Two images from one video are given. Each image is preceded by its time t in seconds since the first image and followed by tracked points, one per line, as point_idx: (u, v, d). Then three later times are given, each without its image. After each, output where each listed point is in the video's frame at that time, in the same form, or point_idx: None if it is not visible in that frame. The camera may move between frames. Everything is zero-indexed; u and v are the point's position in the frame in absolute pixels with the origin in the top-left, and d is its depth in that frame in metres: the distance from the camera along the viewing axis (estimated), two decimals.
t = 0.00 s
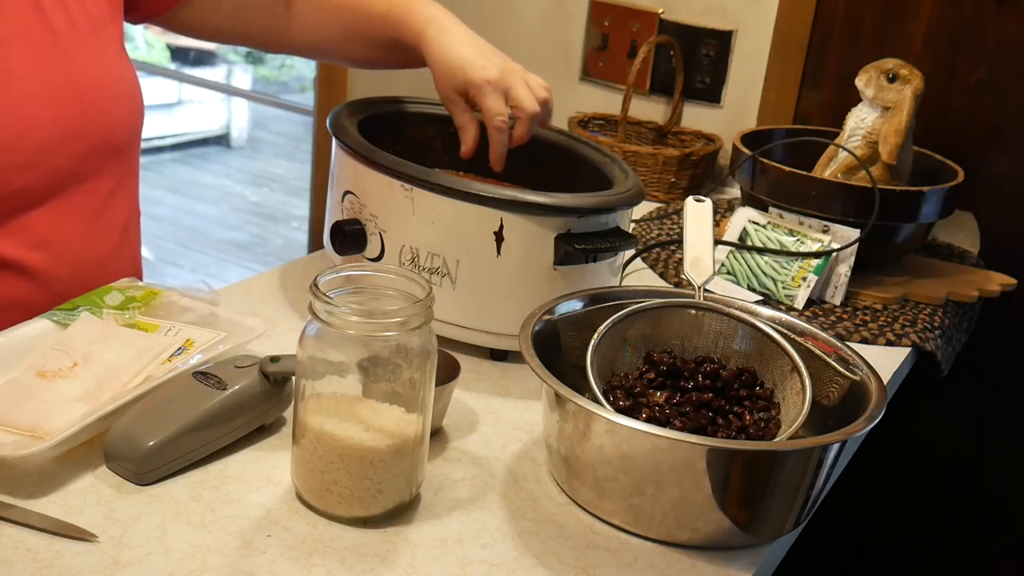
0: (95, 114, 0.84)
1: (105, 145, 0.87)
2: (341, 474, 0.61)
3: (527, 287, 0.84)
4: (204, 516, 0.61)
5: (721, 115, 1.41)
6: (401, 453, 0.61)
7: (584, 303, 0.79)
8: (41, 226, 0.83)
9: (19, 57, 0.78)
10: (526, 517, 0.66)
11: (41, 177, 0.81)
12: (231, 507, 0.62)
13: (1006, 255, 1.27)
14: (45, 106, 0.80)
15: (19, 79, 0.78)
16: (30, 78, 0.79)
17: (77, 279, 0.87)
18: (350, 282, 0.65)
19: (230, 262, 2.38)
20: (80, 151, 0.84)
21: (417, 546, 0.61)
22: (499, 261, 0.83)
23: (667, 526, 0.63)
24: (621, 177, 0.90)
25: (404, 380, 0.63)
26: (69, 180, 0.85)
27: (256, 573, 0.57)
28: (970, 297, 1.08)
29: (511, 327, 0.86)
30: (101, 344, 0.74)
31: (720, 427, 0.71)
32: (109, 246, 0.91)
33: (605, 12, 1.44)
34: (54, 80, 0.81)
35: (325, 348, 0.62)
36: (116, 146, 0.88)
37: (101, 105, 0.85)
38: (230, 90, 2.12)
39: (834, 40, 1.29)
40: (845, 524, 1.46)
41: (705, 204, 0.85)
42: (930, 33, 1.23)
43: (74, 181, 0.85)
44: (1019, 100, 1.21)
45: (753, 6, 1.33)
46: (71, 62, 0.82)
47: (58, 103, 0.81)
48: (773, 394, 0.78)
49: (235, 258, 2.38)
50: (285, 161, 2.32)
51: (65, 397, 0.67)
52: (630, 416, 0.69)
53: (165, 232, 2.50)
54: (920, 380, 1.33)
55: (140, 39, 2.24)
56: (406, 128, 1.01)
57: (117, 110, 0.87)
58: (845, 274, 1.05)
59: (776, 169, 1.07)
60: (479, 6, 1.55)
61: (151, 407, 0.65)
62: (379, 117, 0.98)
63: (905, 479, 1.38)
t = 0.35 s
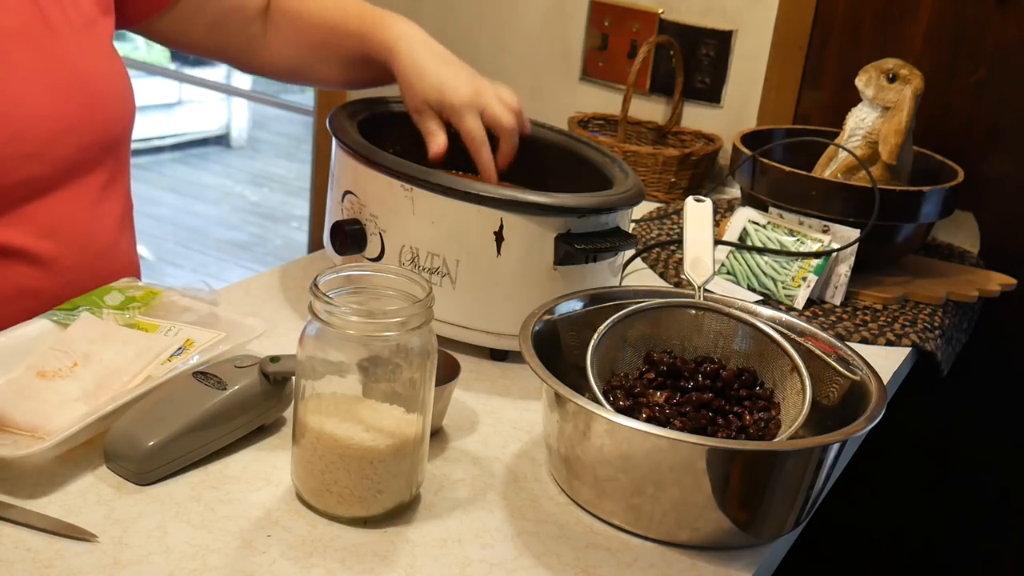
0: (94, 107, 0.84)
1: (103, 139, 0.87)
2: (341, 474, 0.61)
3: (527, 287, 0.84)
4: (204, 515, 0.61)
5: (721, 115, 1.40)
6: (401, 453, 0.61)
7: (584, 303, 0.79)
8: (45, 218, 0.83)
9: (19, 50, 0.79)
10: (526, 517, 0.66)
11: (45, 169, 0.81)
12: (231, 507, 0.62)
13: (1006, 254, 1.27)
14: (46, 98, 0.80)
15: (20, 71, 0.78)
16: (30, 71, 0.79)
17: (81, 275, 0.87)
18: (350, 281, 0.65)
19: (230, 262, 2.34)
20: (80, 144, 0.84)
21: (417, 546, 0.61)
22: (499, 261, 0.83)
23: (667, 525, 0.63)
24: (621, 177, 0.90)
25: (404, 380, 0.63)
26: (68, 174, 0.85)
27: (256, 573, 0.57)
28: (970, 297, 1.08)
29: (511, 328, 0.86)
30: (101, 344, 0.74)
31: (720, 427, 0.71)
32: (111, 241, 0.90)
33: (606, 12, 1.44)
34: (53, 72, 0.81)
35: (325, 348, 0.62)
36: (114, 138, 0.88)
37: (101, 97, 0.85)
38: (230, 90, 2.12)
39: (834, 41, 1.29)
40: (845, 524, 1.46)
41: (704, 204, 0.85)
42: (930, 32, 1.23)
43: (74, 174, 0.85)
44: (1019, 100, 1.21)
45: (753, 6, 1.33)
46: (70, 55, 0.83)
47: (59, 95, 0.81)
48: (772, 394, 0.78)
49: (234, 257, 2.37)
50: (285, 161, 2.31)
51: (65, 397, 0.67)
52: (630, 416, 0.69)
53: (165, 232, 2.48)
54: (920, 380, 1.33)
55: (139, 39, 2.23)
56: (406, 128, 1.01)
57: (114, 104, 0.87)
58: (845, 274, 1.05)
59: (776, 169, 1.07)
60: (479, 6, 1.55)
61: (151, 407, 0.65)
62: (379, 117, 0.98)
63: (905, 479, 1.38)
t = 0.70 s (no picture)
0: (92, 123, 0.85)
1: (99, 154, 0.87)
2: (341, 474, 0.61)
3: (527, 287, 0.84)
4: (204, 515, 0.61)
5: (721, 114, 1.40)
6: (401, 453, 0.61)
7: (584, 303, 0.79)
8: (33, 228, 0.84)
9: (21, 67, 0.79)
10: (526, 517, 0.66)
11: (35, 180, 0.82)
12: (231, 507, 0.62)
13: (1006, 254, 1.27)
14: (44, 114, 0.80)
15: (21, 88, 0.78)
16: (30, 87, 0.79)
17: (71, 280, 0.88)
18: (350, 281, 0.66)
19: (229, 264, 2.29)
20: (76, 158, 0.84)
21: (417, 546, 0.61)
22: (499, 261, 0.83)
23: (667, 525, 0.63)
24: (621, 177, 0.90)
25: (404, 380, 0.63)
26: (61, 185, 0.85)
27: (256, 573, 0.57)
28: (970, 297, 1.08)
29: (511, 328, 0.86)
30: (101, 344, 0.74)
31: (720, 428, 0.71)
32: (103, 250, 0.91)
33: (606, 12, 1.44)
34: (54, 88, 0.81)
35: (325, 348, 0.62)
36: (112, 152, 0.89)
37: (99, 113, 0.85)
38: (230, 90, 2.12)
39: (834, 41, 1.30)
40: (845, 524, 1.46)
41: (705, 204, 0.85)
42: (929, 33, 1.23)
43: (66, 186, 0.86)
44: (1019, 100, 1.21)
45: (753, 6, 1.33)
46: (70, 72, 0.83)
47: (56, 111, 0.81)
48: (773, 394, 0.78)
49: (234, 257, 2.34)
50: (285, 163, 2.17)
51: (65, 397, 0.67)
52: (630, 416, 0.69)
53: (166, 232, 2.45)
54: (920, 380, 1.33)
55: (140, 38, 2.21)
56: (406, 128, 1.01)
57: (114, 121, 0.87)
58: (845, 274, 1.05)
59: (776, 169, 1.07)
60: (479, 6, 1.55)
61: (151, 407, 0.65)
62: (380, 118, 0.98)
63: (905, 479, 1.38)
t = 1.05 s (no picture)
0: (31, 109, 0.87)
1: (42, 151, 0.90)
2: (341, 474, 0.61)
3: (527, 287, 0.84)
4: (204, 515, 0.61)
5: (722, 114, 1.40)
6: (402, 453, 0.61)
7: (584, 303, 0.79)
8: None
9: None
10: (527, 517, 0.66)
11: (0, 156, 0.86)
12: (231, 507, 0.62)
13: (1006, 254, 1.27)
14: None
15: None
16: None
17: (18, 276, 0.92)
18: (350, 281, 0.66)
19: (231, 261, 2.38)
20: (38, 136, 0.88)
21: (417, 546, 0.61)
22: (499, 261, 0.83)
23: (667, 526, 0.63)
24: (621, 177, 0.90)
25: (404, 380, 0.63)
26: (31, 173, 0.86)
27: (256, 573, 0.57)
28: (970, 297, 1.08)
29: (511, 328, 0.86)
30: (108, 236, 0.71)
31: (720, 428, 0.71)
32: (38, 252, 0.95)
33: (606, 11, 1.44)
34: None
35: (325, 348, 0.62)
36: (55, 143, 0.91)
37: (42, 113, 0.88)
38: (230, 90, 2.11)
39: (834, 41, 1.30)
40: (845, 524, 1.46)
41: (705, 204, 0.85)
42: (929, 32, 1.23)
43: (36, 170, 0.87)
44: (1019, 100, 1.21)
45: (753, 6, 1.33)
46: None
47: None
48: (773, 394, 0.78)
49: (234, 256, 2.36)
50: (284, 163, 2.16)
51: (74, 274, 0.64)
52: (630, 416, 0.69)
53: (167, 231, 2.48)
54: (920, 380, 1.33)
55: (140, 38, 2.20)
56: (406, 127, 1.01)
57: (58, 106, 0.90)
58: (845, 274, 1.05)
59: (776, 169, 1.07)
60: (479, 6, 1.55)
61: (151, 407, 0.65)
62: (379, 118, 0.98)
63: (904, 479, 1.38)
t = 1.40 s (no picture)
0: None
1: None
2: (341, 474, 0.61)
3: (527, 287, 0.84)
4: (204, 515, 0.61)
5: (722, 115, 1.40)
6: (402, 453, 0.61)
7: (584, 303, 0.79)
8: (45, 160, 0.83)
9: None
10: (526, 517, 0.66)
11: None
12: (231, 507, 0.62)
13: (1006, 255, 1.27)
14: None
15: None
16: None
17: None
18: (350, 281, 0.66)
19: (231, 262, 2.37)
20: None
21: (417, 546, 0.61)
22: (499, 261, 0.83)
23: (667, 526, 0.63)
24: (621, 177, 0.90)
25: (404, 380, 0.63)
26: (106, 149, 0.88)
27: (256, 573, 0.57)
28: (970, 297, 1.07)
29: (511, 328, 0.86)
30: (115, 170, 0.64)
31: (720, 427, 0.71)
32: None
33: (606, 11, 1.44)
34: None
35: (325, 348, 0.62)
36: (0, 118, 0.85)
37: None
38: (230, 90, 2.11)
39: (834, 41, 1.30)
40: (845, 524, 1.46)
41: (705, 204, 0.85)
42: (929, 33, 1.23)
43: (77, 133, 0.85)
44: (1019, 100, 1.20)
45: (753, 6, 1.33)
46: None
47: None
48: (773, 394, 0.78)
49: (233, 256, 2.36)
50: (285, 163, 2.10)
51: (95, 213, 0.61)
52: (630, 416, 0.69)
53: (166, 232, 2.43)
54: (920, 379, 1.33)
55: (140, 39, 2.19)
56: (406, 128, 1.01)
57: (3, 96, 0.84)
58: (845, 274, 1.05)
59: (776, 169, 1.07)
60: (479, 6, 1.55)
61: (152, 408, 0.65)
62: (379, 118, 0.98)
63: (904, 479, 1.38)
